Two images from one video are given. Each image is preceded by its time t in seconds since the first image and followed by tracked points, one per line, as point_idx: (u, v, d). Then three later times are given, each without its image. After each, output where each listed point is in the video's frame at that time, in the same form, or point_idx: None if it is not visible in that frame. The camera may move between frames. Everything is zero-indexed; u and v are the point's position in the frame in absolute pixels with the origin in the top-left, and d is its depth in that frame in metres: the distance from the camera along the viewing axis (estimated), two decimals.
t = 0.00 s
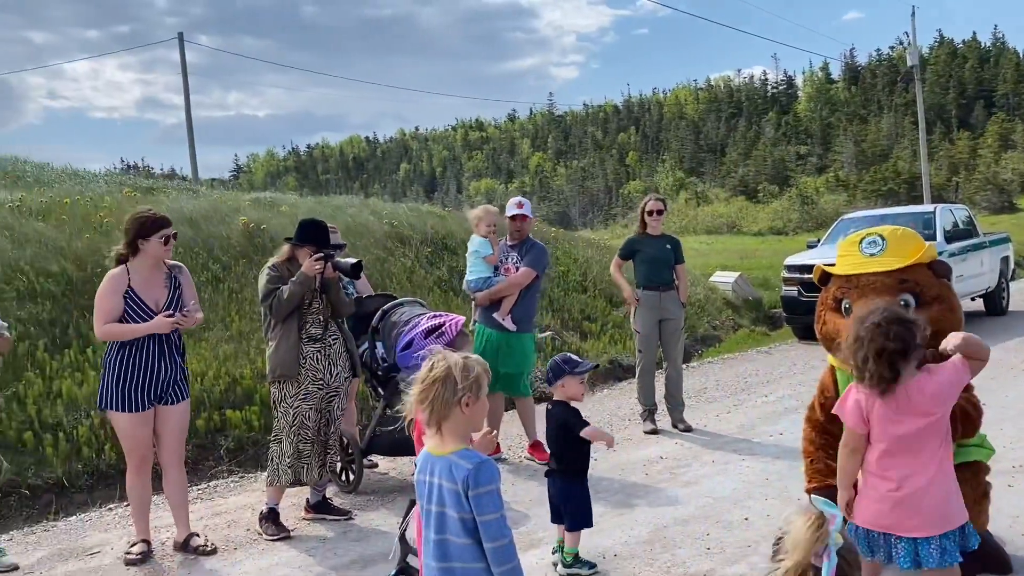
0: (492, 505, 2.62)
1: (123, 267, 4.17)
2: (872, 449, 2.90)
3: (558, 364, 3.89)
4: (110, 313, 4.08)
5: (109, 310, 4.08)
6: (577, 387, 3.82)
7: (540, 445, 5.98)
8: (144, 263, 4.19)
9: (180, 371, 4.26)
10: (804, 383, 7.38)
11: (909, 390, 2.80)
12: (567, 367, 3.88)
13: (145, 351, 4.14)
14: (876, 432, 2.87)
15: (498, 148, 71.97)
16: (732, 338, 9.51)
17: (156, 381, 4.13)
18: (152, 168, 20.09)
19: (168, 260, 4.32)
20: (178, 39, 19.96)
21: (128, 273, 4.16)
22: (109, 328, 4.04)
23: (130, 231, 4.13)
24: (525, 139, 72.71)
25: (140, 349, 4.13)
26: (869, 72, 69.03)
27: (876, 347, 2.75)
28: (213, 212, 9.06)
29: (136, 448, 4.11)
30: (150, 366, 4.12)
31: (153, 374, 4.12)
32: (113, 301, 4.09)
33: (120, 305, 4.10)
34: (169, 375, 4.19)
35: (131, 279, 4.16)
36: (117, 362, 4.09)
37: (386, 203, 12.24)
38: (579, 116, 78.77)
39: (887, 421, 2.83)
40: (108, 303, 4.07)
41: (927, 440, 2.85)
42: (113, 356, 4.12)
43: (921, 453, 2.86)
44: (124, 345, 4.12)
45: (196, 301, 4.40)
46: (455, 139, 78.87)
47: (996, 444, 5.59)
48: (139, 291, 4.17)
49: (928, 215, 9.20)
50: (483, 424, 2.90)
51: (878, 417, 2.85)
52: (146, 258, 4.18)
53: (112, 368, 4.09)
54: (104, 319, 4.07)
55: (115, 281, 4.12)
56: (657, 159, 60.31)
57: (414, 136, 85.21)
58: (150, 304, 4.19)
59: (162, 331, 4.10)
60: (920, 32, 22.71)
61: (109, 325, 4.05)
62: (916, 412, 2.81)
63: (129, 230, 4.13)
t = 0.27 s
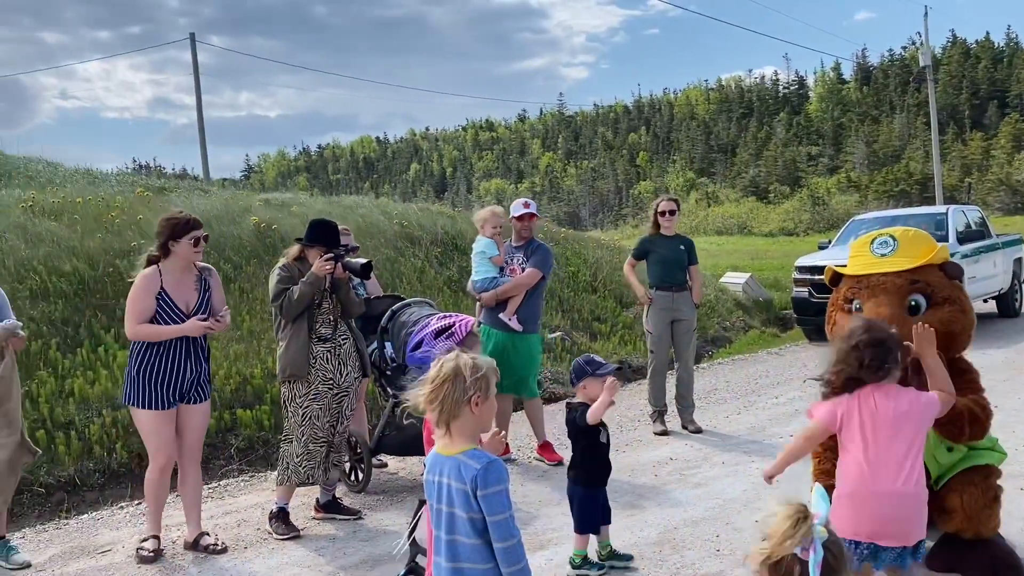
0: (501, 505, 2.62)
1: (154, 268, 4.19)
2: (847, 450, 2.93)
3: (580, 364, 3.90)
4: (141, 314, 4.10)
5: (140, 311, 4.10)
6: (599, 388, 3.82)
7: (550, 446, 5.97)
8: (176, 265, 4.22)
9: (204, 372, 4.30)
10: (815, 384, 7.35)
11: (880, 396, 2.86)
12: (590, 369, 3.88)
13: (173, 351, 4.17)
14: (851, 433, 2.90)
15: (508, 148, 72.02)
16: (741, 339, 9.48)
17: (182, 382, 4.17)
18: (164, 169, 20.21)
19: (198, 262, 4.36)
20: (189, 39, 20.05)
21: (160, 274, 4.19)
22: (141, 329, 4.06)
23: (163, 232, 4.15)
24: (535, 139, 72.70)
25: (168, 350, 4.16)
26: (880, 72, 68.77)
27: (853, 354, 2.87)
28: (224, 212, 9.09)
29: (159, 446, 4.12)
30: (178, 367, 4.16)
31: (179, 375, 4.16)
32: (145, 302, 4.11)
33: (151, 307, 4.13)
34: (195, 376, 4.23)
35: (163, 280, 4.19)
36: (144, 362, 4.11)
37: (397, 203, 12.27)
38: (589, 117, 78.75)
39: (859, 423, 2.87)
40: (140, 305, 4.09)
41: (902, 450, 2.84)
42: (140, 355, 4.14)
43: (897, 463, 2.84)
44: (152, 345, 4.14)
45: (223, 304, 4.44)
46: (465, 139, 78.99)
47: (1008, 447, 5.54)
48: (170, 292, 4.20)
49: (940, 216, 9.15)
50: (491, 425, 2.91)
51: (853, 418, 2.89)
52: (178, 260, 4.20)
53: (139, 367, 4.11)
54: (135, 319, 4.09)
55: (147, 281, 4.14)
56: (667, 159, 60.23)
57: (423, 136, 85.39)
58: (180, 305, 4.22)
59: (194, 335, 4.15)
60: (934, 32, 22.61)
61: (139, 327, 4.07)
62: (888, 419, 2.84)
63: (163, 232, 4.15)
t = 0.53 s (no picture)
0: (503, 503, 2.63)
1: (165, 266, 4.19)
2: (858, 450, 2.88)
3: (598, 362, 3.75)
4: (150, 312, 4.10)
5: (149, 309, 4.10)
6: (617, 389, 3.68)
7: (552, 446, 5.97)
8: (186, 264, 4.22)
9: (210, 372, 4.32)
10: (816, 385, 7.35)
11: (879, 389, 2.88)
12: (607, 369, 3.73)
13: (180, 351, 4.18)
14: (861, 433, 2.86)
15: (510, 148, 72.03)
16: (743, 340, 9.48)
17: (188, 382, 4.18)
18: (167, 169, 20.24)
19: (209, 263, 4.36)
20: (192, 38, 20.07)
21: (170, 272, 4.19)
22: (148, 326, 4.07)
23: (175, 231, 4.15)
24: (537, 139, 72.71)
25: (175, 349, 4.16)
26: (883, 72, 68.76)
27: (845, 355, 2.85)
28: (225, 211, 9.10)
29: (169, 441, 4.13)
30: (184, 366, 4.17)
31: (185, 375, 4.17)
32: (154, 300, 4.11)
33: (160, 306, 4.13)
34: (201, 376, 4.25)
35: (173, 279, 4.19)
36: (151, 359, 4.12)
37: (399, 202, 12.27)
38: (591, 117, 78.77)
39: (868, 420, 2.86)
40: (149, 302, 4.10)
41: (904, 436, 2.90)
42: (147, 352, 4.15)
43: (901, 451, 2.89)
44: (160, 343, 4.15)
45: (230, 305, 4.45)
46: (467, 139, 79.04)
47: (1011, 448, 5.53)
48: (180, 291, 4.20)
49: (943, 216, 9.15)
50: (492, 423, 2.91)
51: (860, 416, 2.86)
52: (189, 259, 4.20)
53: (146, 364, 4.12)
54: (143, 316, 4.09)
55: (157, 279, 4.14)
56: (668, 159, 60.25)
57: (425, 136, 85.48)
58: (188, 305, 4.23)
59: (201, 338, 4.17)
60: (937, 33, 22.60)
61: (147, 325, 4.08)
62: (883, 411, 2.86)
63: (175, 230, 4.15)
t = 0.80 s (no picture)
0: (495, 503, 2.63)
1: (153, 266, 4.18)
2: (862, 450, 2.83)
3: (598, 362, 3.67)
4: (140, 312, 4.08)
5: (138, 309, 4.08)
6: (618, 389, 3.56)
7: (546, 445, 5.97)
8: (175, 263, 4.21)
9: (200, 371, 4.31)
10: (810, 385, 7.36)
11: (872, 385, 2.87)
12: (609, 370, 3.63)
13: (170, 351, 4.17)
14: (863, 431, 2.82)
15: (506, 148, 72.06)
16: (737, 340, 9.49)
17: (178, 382, 4.17)
18: (160, 167, 20.19)
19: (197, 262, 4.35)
20: (186, 37, 20.03)
21: (159, 272, 4.17)
22: (140, 328, 4.06)
23: (163, 230, 4.14)
24: (533, 139, 72.73)
25: (166, 350, 4.15)
26: (877, 73, 69.01)
27: (837, 352, 2.85)
28: (219, 211, 9.07)
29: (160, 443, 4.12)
30: (175, 367, 4.16)
31: (176, 376, 4.16)
32: (144, 300, 4.09)
33: (150, 305, 4.12)
34: (191, 376, 4.24)
35: (162, 278, 4.18)
36: (141, 361, 4.10)
37: (393, 202, 12.25)
38: (586, 117, 78.85)
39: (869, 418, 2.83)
40: (139, 302, 4.08)
41: (900, 430, 2.89)
42: (136, 353, 4.13)
43: (898, 444, 2.88)
44: (150, 343, 4.13)
45: (220, 305, 4.45)
46: (462, 139, 79.05)
47: (1003, 448, 5.54)
48: (169, 291, 4.19)
49: (936, 217, 9.18)
50: (484, 423, 2.90)
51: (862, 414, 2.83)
52: (177, 258, 4.20)
53: (136, 365, 4.10)
54: (133, 317, 4.08)
55: (146, 279, 4.13)
56: (663, 159, 60.31)
57: (421, 136, 85.49)
58: (177, 305, 4.22)
59: (191, 337, 4.17)
60: (930, 35, 22.71)
61: (137, 325, 4.06)
62: (873, 406, 2.84)
63: (164, 229, 4.14)
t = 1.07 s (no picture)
0: (483, 504, 2.62)
1: (126, 268, 4.16)
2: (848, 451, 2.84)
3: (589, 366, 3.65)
4: (114, 315, 4.07)
5: (113, 312, 4.06)
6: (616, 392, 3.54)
7: (535, 446, 5.97)
8: (147, 264, 4.19)
9: (182, 371, 4.29)
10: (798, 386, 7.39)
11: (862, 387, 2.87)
12: (606, 372, 3.61)
13: (148, 352, 4.14)
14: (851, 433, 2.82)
15: (496, 148, 72.10)
16: (725, 340, 9.52)
17: (159, 383, 4.15)
18: (147, 167, 20.11)
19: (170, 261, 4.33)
20: (174, 37, 19.97)
21: (132, 273, 4.15)
22: (114, 331, 4.04)
23: (134, 230, 4.13)
24: (523, 140, 72.80)
25: (144, 351, 4.13)
26: (865, 75, 69.38)
27: (828, 352, 2.86)
28: (206, 211, 9.04)
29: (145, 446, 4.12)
30: (155, 368, 4.14)
31: (156, 376, 4.14)
32: (118, 303, 4.08)
33: (124, 308, 4.10)
34: (171, 376, 4.22)
35: (136, 280, 4.16)
36: (119, 364, 4.08)
37: (381, 203, 12.24)
38: (576, 118, 78.96)
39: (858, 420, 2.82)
40: (113, 305, 4.06)
41: (887, 435, 2.89)
42: (114, 356, 4.11)
43: (883, 448, 2.89)
44: (127, 346, 4.12)
45: (196, 303, 4.43)
46: (452, 139, 79.01)
47: (989, 449, 5.58)
48: (143, 291, 4.17)
49: (923, 218, 9.23)
50: (472, 425, 2.90)
51: (851, 416, 2.82)
52: (150, 259, 4.18)
53: (113, 369, 4.08)
54: (107, 320, 4.06)
55: (120, 282, 4.11)
56: (653, 160, 60.41)
57: (411, 137, 85.42)
58: (153, 305, 4.20)
59: (167, 337, 4.15)
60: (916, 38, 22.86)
61: (112, 328, 4.05)
62: (861, 410, 2.84)
63: (135, 229, 4.13)
